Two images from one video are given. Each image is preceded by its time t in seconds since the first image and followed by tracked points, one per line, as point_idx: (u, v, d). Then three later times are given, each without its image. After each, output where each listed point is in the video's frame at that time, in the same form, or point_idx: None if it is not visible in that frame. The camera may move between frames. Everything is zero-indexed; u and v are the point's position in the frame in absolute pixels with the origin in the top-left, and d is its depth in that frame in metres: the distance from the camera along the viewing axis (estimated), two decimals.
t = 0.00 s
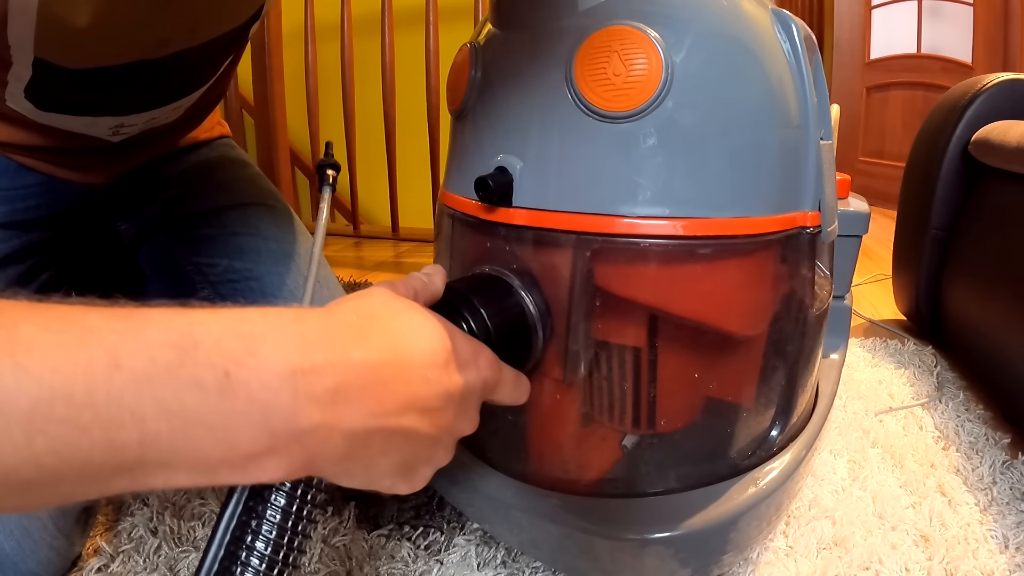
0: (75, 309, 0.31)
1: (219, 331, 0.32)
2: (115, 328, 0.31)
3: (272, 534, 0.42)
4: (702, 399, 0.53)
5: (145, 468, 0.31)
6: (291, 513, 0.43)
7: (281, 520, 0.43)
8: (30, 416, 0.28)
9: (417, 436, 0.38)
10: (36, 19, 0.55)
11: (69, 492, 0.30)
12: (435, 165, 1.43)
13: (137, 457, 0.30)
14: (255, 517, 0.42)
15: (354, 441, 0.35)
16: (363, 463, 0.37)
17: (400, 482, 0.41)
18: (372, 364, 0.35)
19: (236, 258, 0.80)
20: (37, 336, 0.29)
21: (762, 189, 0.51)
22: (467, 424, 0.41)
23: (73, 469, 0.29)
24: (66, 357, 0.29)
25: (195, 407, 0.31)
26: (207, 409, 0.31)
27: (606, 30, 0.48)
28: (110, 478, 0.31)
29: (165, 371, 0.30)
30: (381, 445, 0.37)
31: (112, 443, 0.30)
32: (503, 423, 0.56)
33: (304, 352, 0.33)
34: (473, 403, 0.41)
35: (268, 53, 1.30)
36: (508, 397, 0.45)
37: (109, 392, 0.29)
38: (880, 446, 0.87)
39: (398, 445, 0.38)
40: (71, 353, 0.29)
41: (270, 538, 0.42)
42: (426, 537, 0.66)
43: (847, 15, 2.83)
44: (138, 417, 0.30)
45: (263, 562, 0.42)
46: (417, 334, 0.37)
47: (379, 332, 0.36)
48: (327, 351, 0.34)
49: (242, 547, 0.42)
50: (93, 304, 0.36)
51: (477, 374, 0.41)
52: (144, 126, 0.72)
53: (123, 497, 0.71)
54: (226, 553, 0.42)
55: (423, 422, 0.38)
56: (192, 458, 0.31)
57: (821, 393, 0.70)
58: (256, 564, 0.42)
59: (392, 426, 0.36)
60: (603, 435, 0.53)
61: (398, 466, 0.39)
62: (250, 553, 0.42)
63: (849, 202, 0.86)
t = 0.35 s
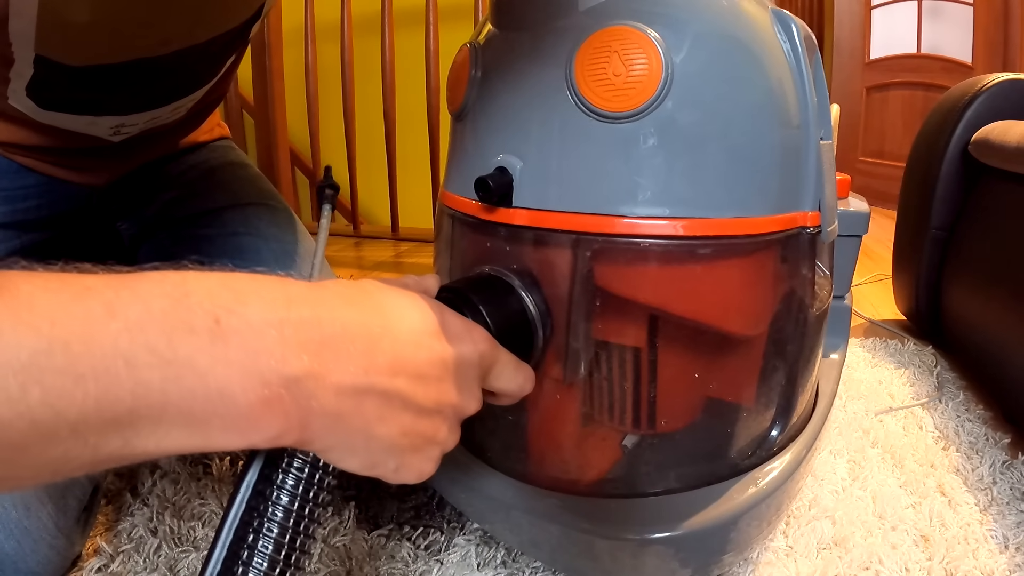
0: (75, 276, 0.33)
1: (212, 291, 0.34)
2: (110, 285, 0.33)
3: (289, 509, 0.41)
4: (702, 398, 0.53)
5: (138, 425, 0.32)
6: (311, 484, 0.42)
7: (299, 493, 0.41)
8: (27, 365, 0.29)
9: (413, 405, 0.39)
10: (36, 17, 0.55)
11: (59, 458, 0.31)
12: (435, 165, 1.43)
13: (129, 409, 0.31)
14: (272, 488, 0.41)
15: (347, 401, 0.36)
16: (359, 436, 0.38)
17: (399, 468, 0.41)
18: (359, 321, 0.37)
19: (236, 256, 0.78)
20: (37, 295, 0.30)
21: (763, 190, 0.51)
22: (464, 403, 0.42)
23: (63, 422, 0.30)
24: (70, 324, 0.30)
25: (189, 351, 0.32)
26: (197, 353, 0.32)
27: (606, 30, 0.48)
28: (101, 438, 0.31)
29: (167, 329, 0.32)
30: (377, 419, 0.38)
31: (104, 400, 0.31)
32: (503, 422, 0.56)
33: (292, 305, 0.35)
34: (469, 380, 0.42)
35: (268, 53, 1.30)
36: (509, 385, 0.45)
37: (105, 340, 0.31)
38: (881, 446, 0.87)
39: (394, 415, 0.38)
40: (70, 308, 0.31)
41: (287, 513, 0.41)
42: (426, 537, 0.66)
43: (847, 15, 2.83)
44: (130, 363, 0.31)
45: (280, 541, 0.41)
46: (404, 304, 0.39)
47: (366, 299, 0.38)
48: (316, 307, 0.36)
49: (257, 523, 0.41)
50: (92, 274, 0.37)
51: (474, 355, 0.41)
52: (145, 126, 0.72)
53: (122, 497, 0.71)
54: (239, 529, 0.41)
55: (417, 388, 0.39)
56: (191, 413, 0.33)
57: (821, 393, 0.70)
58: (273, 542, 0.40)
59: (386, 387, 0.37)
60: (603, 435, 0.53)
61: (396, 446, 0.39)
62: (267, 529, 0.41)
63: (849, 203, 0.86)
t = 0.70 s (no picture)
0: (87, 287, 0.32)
1: (224, 301, 0.33)
2: (123, 293, 0.32)
3: (295, 509, 0.41)
4: (703, 399, 0.53)
5: (156, 442, 0.32)
6: (315, 484, 0.41)
7: (303, 493, 0.41)
8: (38, 380, 0.28)
9: (424, 411, 0.38)
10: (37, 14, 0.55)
11: (72, 472, 0.31)
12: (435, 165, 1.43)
13: (146, 424, 0.31)
14: (276, 487, 0.41)
15: (360, 411, 0.36)
16: (371, 443, 0.37)
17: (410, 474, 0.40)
18: (375, 331, 0.36)
19: (236, 256, 0.78)
20: (45, 302, 0.30)
21: (763, 190, 0.51)
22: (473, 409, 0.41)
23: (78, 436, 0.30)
24: (83, 338, 0.29)
25: (206, 368, 0.32)
26: (218, 373, 0.32)
27: (607, 30, 0.48)
28: (117, 452, 0.31)
29: (190, 355, 0.31)
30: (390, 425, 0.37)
31: (120, 415, 0.30)
32: (503, 423, 0.56)
33: (310, 317, 0.34)
34: (480, 386, 0.41)
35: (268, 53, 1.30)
36: (517, 389, 0.45)
37: (125, 354, 0.30)
38: (881, 446, 0.87)
39: (405, 422, 0.38)
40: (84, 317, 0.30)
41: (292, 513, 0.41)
42: (426, 537, 0.66)
43: (847, 15, 2.83)
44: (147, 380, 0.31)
45: (283, 541, 0.40)
46: (418, 311, 0.38)
47: (381, 305, 0.37)
48: (331, 317, 0.35)
49: (260, 524, 0.40)
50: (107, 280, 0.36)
51: (484, 361, 0.41)
52: (146, 125, 0.72)
53: (122, 497, 0.71)
54: (243, 528, 0.41)
55: (429, 395, 0.38)
56: (207, 427, 0.32)
57: (821, 393, 0.70)
58: (275, 543, 0.40)
59: (399, 397, 0.37)
60: (604, 435, 0.53)
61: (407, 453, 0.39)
62: (269, 530, 0.40)
63: (849, 203, 0.86)
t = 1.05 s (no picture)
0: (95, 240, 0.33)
1: (231, 241, 0.35)
2: (132, 242, 0.34)
3: (294, 510, 0.41)
4: (702, 399, 0.53)
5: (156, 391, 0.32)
6: (314, 485, 0.41)
7: (302, 494, 0.41)
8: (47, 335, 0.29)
9: (415, 375, 0.39)
10: (37, 11, 0.55)
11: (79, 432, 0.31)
12: (435, 165, 1.43)
13: (144, 363, 0.32)
14: (275, 489, 0.41)
15: (355, 360, 0.37)
16: (363, 399, 0.37)
17: (398, 443, 0.40)
18: (372, 290, 0.38)
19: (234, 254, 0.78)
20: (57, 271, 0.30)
21: (763, 189, 0.51)
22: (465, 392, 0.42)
23: (80, 376, 0.30)
24: (92, 278, 0.31)
25: (203, 303, 0.33)
26: (213, 307, 0.33)
27: (606, 30, 0.48)
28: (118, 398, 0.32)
29: (186, 287, 0.33)
30: (383, 384, 0.38)
31: (118, 353, 0.31)
32: (503, 423, 0.56)
33: (310, 267, 0.36)
34: (473, 364, 0.42)
35: (268, 53, 1.30)
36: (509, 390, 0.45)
37: (128, 293, 0.31)
38: (881, 446, 0.87)
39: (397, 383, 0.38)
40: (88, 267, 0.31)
41: (291, 515, 0.41)
42: (426, 537, 0.66)
43: (847, 15, 2.83)
44: (149, 316, 0.32)
45: (283, 542, 0.40)
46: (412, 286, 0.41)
47: (379, 272, 0.40)
48: (331, 271, 0.37)
49: (259, 525, 0.40)
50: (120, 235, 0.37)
51: (478, 343, 0.42)
52: (148, 122, 0.72)
53: (121, 497, 0.71)
54: (243, 529, 0.41)
55: (423, 360, 0.39)
56: (200, 364, 0.33)
57: (821, 393, 0.70)
58: (275, 544, 0.40)
59: (393, 354, 0.38)
60: (603, 434, 0.53)
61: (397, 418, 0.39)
62: (269, 531, 0.40)
63: (849, 202, 0.86)
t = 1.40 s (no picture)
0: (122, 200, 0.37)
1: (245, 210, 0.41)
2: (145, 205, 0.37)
3: (296, 510, 0.40)
4: (702, 398, 0.53)
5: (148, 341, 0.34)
6: (316, 484, 0.41)
7: (303, 494, 0.41)
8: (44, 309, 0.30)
9: (402, 318, 0.39)
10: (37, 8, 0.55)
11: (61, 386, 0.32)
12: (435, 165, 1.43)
13: (146, 293, 0.34)
14: (277, 488, 0.41)
15: (336, 293, 0.39)
16: (344, 330, 0.38)
17: (395, 394, 0.38)
18: (363, 255, 0.42)
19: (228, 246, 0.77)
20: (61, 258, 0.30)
21: (763, 189, 0.51)
22: (461, 341, 0.40)
23: (89, 302, 0.32)
24: (107, 225, 0.34)
25: (190, 238, 0.36)
26: (199, 242, 0.36)
27: (606, 30, 0.48)
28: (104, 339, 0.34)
29: (190, 229, 0.36)
30: (365, 318, 0.38)
31: (124, 285, 0.33)
32: (503, 422, 0.56)
33: (291, 229, 0.40)
34: (466, 319, 0.42)
35: (268, 53, 1.30)
36: (508, 359, 0.44)
37: (139, 238, 0.34)
38: (881, 446, 0.87)
39: (381, 324, 0.39)
40: (106, 212, 0.34)
41: (292, 514, 0.40)
42: (426, 537, 0.66)
43: (847, 15, 2.83)
44: (154, 256, 0.34)
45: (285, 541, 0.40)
46: (410, 267, 0.44)
47: (362, 247, 0.43)
48: (327, 237, 0.41)
49: (260, 525, 0.40)
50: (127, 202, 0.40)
51: (469, 303, 0.43)
52: (155, 122, 0.75)
53: (122, 496, 0.71)
54: (244, 529, 0.40)
55: (410, 308, 0.40)
56: (190, 293, 0.35)
57: (821, 393, 0.70)
58: (276, 543, 0.40)
59: (377, 296, 0.40)
60: (603, 434, 0.53)
61: (388, 360, 0.38)
62: (270, 531, 0.40)
63: (849, 202, 0.86)
